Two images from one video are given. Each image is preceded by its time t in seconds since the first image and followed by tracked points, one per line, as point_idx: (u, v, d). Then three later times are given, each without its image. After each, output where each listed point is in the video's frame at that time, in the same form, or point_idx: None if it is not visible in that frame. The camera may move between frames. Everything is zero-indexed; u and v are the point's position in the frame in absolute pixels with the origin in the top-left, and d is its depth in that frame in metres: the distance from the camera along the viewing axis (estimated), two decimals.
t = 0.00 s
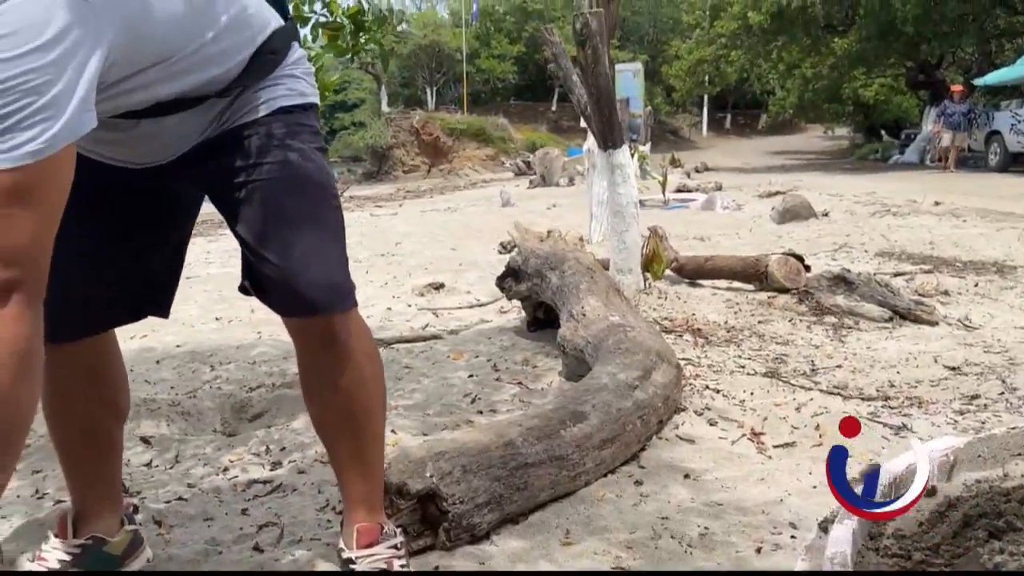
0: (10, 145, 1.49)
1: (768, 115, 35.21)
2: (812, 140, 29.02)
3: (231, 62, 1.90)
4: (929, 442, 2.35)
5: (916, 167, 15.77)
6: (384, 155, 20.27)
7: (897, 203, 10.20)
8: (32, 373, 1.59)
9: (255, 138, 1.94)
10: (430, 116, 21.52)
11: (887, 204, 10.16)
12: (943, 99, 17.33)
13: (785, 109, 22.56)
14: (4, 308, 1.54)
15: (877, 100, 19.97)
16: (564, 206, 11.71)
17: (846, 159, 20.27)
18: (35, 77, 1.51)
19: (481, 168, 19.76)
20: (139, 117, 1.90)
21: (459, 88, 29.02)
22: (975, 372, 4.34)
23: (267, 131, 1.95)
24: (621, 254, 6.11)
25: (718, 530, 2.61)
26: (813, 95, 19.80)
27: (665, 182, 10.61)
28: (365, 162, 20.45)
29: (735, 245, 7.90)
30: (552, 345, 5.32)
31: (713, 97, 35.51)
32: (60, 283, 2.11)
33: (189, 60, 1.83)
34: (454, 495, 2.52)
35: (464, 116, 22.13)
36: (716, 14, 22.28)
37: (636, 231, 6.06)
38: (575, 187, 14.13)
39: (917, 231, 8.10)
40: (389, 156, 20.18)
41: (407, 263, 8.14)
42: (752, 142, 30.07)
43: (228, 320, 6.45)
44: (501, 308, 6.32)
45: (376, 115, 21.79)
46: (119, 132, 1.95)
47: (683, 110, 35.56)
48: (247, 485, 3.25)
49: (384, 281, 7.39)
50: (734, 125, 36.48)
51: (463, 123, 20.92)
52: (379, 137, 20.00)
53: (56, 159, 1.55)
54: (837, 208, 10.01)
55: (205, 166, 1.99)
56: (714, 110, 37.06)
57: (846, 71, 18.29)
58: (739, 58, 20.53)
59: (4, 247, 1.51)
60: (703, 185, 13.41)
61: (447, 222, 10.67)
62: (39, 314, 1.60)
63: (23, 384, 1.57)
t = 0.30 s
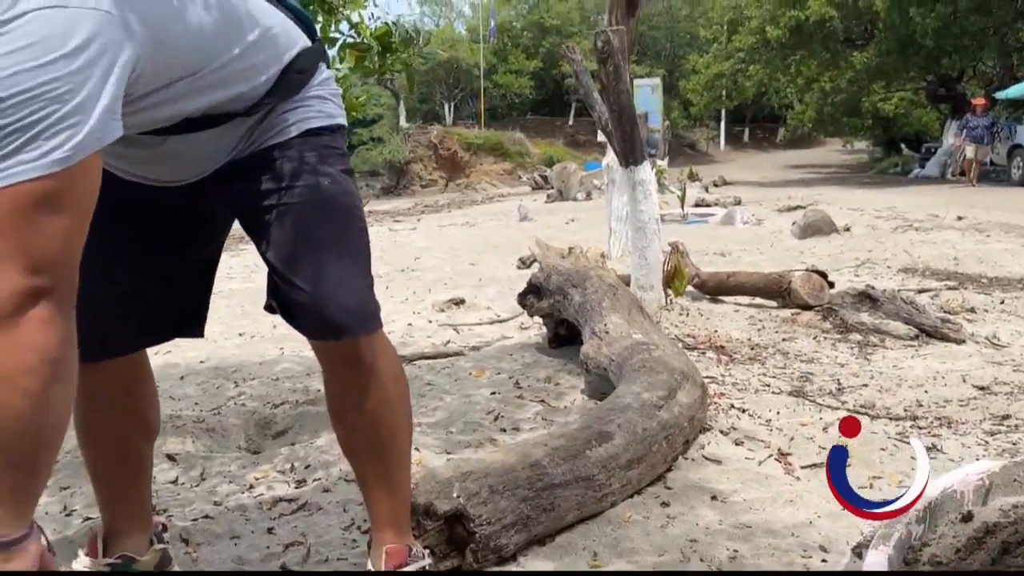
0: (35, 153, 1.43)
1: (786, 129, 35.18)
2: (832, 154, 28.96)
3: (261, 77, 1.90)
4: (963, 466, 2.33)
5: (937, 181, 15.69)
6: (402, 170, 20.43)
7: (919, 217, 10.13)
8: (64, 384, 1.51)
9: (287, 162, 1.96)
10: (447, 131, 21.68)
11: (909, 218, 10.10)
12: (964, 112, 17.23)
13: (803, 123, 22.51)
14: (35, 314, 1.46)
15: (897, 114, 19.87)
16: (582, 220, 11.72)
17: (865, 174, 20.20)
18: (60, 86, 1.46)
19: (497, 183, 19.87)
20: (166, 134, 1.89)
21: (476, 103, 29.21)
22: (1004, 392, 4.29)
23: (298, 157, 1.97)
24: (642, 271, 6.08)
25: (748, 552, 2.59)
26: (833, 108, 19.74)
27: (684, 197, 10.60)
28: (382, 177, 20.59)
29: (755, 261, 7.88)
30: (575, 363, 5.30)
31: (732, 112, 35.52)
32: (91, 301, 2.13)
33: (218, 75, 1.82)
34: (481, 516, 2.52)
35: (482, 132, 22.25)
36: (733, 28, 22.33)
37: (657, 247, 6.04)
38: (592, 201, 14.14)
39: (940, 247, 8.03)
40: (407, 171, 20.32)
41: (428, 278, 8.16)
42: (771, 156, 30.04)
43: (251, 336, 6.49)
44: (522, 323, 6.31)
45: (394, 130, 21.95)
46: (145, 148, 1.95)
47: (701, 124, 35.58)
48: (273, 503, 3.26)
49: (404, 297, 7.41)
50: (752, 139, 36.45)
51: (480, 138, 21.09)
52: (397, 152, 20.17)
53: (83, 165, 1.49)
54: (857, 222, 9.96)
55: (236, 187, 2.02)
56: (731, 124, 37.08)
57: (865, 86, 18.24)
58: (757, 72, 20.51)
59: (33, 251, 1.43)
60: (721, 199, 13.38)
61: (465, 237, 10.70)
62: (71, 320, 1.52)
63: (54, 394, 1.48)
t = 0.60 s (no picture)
0: (69, 164, 1.45)
1: (804, 143, 35.09)
2: (850, 169, 28.85)
3: (283, 95, 1.90)
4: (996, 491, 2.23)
5: (956, 195, 15.60)
6: (418, 185, 20.53)
7: (939, 232, 10.06)
8: (105, 385, 1.54)
9: (314, 187, 1.97)
10: (463, 146, 21.79)
11: (930, 234, 10.03)
12: (984, 126, 17.13)
13: (820, 138, 22.45)
14: (75, 320, 1.49)
15: (914, 128, 19.77)
16: (599, 235, 11.72)
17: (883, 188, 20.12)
18: (88, 95, 1.47)
19: (513, 197, 19.95)
20: (190, 151, 1.89)
21: (493, 118, 29.36)
22: None
23: (326, 183, 1.97)
24: (662, 287, 6.04)
25: None
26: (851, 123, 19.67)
27: (701, 212, 10.57)
28: (398, 192, 20.70)
29: (774, 276, 7.84)
30: (595, 380, 5.27)
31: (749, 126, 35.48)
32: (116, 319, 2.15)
33: (242, 89, 1.82)
34: (505, 538, 2.52)
35: (499, 146, 22.33)
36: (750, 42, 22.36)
37: (677, 263, 6.01)
38: (608, 216, 14.11)
39: (963, 263, 7.96)
40: (422, 186, 20.46)
41: (446, 294, 8.17)
42: (788, 170, 29.98)
43: (270, 352, 6.51)
44: (541, 340, 6.30)
45: (411, 145, 22.08)
46: (167, 164, 1.94)
47: (717, 138, 35.56)
48: (295, 522, 3.26)
49: (423, 313, 7.42)
50: (769, 154, 36.38)
51: (496, 153, 21.20)
52: (413, 167, 20.29)
53: (114, 176, 1.50)
54: (876, 238, 9.90)
55: (259, 207, 2.02)
56: (747, 138, 37.03)
57: (883, 101, 18.18)
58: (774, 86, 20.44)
59: (70, 259, 1.46)
60: (738, 213, 13.35)
61: (482, 251, 10.72)
62: (112, 322, 1.55)
63: (97, 395, 1.52)
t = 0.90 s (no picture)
0: (110, 164, 1.46)
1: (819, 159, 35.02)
2: (866, 184, 28.76)
3: (307, 111, 1.91)
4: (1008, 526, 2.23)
5: (973, 210, 15.51)
6: (433, 199, 20.59)
7: (959, 248, 9.98)
8: (146, 381, 1.55)
9: (338, 213, 1.96)
10: (477, 162, 21.87)
11: (948, 249, 9.96)
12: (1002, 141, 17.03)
13: (835, 152, 22.39)
14: (119, 319, 1.50)
15: (930, 142, 19.68)
16: (614, 250, 11.71)
17: (899, 202, 20.03)
18: (125, 97, 1.47)
19: (527, 212, 19.99)
20: (215, 166, 1.90)
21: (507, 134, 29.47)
22: None
23: (350, 209, 1.97)
24: (680, 305, 5.99)
25: None
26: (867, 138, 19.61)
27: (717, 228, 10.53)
28: (413, 207, 20.78)
29: (791, 293, 7.79)
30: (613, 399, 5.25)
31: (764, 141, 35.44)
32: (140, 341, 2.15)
33: (267, 104, 1.83)
34: (527, 562, 2.53)
35: (514, 162, 22.40)
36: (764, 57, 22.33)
37: (695, 280, 5.97)
38: (622, 231, 14.09)
39: (983, 279, 7.89)
40: (436, 201, 20.56)
41: (462, 309, 8.17)
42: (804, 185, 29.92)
43: (287, 369, 6.52)
44: (558, 357, 6.28)
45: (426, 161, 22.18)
46: (193, 180, 1.95)
47: (732, 153, 35.53)
48: (315, 542, 3.25)
49: (439, 329, 7.41)
50: (785, 168, 36.32)
51: (510, 167, 21.28)
52: (428, 183, 20.37)
53: (154, 178, 1.51)
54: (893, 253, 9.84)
55: (282, 229, 2.02)
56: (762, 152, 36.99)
57: (899, 116, 18.11)
58: (789, 101, 20.37)
59: (114, 259, 1.47)
60: (753, 228, 13.31)
61: (497, 267, 10.73)
62: (155, 322, 1.56)
63: (139, 392, 1.53)
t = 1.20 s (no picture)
0: (153, 159, 1.44)
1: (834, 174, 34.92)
2: (882, 200, 28.64)
3: (329, 127, 1.91)
4: None
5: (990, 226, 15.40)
6: (446, 214, 20.64)
7: (976, 264, 9.90)
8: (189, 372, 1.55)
9: (361, 236, 1.95)
10: (490, 178, 21.93)
11: (966, 265, 9.88)
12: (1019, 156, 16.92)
13: (849, 167, 22.32)
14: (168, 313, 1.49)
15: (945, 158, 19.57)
16: (628, 265, 11.68)
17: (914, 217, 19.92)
18: (166, 92, 1.46)
19: (539, 227, 20.01)
20: (239, 180, 1.91)
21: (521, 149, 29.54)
22: None
23: (373, 233, 1.96)
24: (697, 322, 5.96)
25: None
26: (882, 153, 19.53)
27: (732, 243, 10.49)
28: (426, 222, 20.83)
29: (807, 310, 7.74)
30: (629, 419, 5.21)
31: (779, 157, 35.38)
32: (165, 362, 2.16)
33: (290, 118, 1.83)
34: None
35: (527, 177, 22.45)
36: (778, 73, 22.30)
37: (711, 297, 5.94)
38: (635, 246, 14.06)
39: (1002, 296, 7.81)
40: (449, 216, 20.62)
41: (476, 326, 8.16)
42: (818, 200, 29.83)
43: (302, 386, 6.52)
44: (573, 375, 6.25)
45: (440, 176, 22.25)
46: (219, 193, 1.96)
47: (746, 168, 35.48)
48: (332, 564, 3.24)
49: (454, 346, 7.40)
50: (799, 184, 36.24)
51: (523, 182, 21.33)
52: (441, 197, 20.43)
53: (196, 173, 1.49)
54: (910, 269, 9.76)
55: (305, 251, 2.01)
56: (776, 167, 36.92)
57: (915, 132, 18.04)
58: (803, 116, 20.30)
59: (166, 253, 1.46)
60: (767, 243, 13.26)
61: (511, 283, 10.72)
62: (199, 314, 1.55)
63: (182, 382, 1.53)
